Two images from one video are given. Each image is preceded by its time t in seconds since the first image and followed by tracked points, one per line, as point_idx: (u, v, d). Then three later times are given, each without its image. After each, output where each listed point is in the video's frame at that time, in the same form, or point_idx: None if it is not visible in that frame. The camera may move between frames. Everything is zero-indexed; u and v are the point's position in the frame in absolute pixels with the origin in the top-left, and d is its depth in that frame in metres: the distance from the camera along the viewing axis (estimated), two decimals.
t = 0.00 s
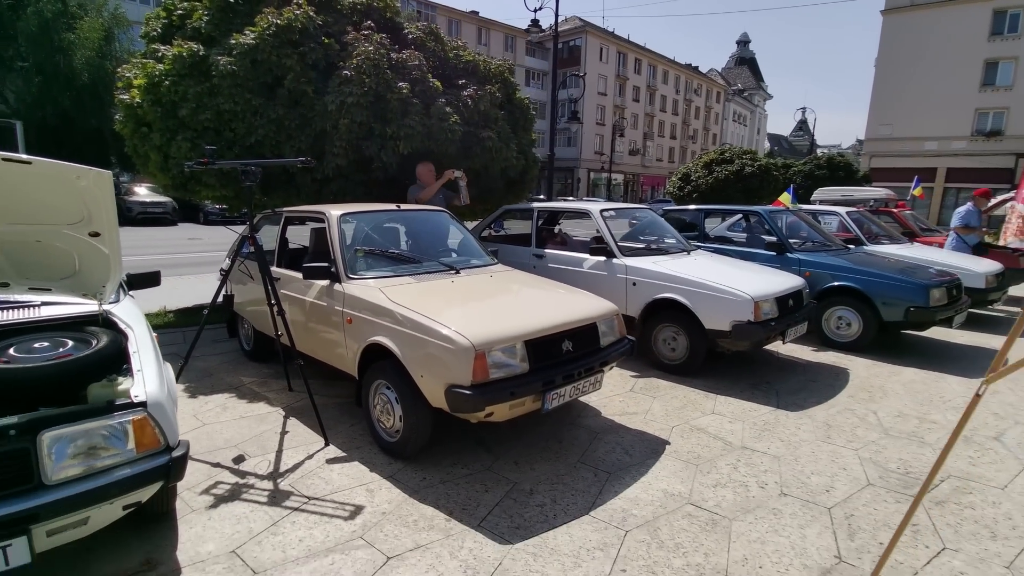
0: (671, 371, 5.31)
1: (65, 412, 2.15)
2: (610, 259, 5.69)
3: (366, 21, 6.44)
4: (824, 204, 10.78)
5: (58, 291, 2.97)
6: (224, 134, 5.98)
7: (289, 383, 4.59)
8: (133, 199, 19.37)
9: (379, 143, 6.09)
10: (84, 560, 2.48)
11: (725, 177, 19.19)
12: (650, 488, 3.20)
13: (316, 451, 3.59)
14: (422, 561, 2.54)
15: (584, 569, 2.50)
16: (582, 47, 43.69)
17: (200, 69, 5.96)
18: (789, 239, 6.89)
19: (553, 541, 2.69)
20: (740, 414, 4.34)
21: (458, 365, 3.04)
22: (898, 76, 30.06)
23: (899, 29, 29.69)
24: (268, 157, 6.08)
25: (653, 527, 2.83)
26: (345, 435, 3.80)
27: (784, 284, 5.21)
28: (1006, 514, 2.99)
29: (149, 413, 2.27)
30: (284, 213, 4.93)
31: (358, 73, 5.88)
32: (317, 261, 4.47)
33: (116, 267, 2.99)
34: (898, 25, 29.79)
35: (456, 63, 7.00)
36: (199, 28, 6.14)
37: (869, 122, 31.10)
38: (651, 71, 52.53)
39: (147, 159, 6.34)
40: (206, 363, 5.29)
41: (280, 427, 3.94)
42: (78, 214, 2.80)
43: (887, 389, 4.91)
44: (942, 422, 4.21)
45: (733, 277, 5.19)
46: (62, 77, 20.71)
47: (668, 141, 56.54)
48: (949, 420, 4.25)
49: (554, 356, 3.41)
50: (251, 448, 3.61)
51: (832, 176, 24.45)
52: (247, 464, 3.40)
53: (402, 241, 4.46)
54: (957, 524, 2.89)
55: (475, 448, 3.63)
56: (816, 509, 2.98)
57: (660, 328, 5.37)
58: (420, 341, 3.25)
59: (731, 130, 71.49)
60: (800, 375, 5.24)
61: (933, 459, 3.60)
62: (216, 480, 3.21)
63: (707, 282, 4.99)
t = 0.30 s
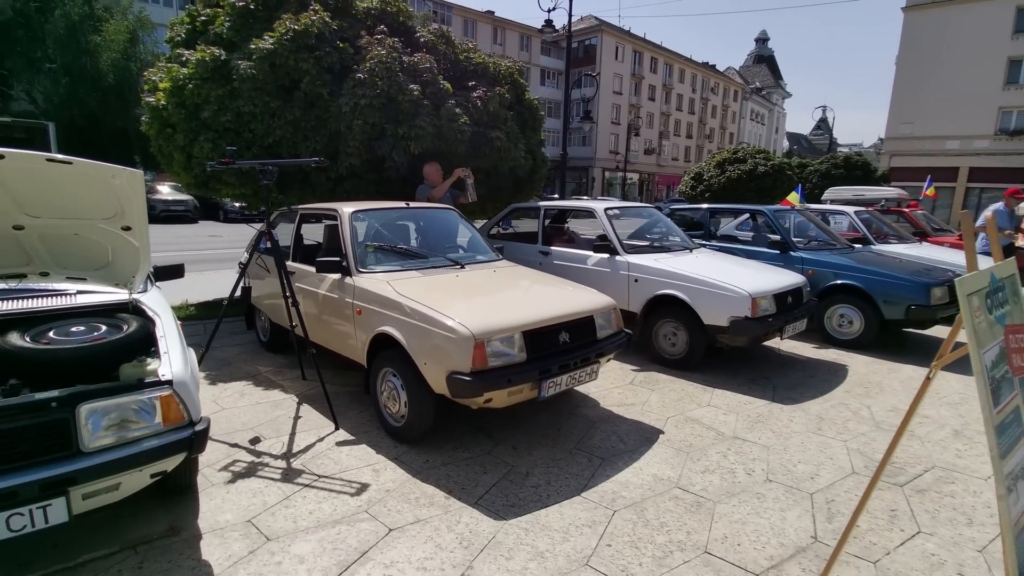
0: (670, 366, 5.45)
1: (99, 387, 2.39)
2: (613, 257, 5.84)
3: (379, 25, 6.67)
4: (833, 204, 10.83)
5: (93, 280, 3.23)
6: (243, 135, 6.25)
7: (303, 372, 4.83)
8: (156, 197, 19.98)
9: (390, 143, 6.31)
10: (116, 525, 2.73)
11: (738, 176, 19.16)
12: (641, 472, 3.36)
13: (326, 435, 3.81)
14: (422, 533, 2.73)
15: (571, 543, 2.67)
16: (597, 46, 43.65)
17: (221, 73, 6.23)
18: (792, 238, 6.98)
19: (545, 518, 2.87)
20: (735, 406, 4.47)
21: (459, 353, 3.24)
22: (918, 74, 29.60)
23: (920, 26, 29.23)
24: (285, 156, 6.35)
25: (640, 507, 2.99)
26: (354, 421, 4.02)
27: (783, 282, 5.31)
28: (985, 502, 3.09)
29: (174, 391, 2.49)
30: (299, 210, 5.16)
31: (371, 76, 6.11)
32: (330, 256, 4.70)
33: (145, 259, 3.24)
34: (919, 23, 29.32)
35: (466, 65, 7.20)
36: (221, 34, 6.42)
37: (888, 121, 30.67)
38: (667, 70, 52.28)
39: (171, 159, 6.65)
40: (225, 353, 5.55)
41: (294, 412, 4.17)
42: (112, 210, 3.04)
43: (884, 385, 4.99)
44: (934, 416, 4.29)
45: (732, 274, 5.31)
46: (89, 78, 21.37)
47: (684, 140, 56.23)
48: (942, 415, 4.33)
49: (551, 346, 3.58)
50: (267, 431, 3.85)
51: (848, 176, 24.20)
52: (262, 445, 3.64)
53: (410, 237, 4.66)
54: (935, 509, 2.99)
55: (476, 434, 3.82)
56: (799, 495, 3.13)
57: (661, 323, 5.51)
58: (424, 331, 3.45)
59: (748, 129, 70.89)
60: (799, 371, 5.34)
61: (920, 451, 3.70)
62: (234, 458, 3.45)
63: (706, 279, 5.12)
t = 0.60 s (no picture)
0: (662, 360, 5.53)
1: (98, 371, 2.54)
2: (607, 252, 5.92)
3: (379, 25, 6.79)
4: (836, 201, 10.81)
5: (96, 272, 3.39)
6: (247, 133, 6.40)
7: (301, 363, 4.98)
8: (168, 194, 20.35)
9: (390, 141, 6.44)
10: (116, 505, 2.89)
11: (744, 173, 19.11)
12: (622, 461, 3.46)
13: (320, 423, 3.95)
14: (404, 515, 2.86)
15: (546, 526, 2.78)
16: (607, 43, 43.49)
17: (225, 72, 6.38)
18: (789, 234, 7.02)
19: (523, 502, 2.98)
20: (721, 399, 4.55)
21: (444, 344, 3.36)
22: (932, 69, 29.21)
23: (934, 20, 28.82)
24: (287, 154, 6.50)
25: (617, 494, 3.09)
26: (347, 410, 4.16)
27: (774, 278, 5.37)
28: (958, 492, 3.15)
29: (169, 376, 2.64)
30: (298, 206, 5.31)
31: (371, 76, 6.24)
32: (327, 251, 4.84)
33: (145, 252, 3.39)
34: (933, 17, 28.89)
35: (466, 64, 7.30)
36: (226, 34, 6.57)
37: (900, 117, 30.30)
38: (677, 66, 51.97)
39: (178, 156, 6.83)
40: (228, 345, 5.73)
41: (290, 401, 4.33)
42: (113, 205, 3.20)
43: (872, 380, 5.04)
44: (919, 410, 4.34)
45: (723, 269, 5.38)
46: (103, 77, 21.75)
47: (693, 137, 55.91)
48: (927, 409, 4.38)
49: (535, 338, 3.69)
50: (263, 419, 4.00)
51: (859, 172, 23.98)
52: (258, 432, 3.79)
53: (404, 233, 4.79)
54: (907, 498, 3.06)
55: (463, 424, 3.95)
56: (773, 483, 3.22)
57: (652, 318, 5.60)
58: (412, 323, 3.58)
59: (759, 125, 70.32)
60: (789, 366, 5.40)
61: (899, 444, 3.75)
62: (230, 444, 3.60)
63: (696, 274, 5.19)
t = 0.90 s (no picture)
0: (640, 354, 5.60)
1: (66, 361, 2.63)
2: (587, 248, 5.99)
3: (365, 25, 6.86)
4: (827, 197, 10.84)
5: (70, 266, 3.49)
6: (234, 131, 6.49)
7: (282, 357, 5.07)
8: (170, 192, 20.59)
9: (375, 138, 6.51)
10: (88, 491, 2.99)
11: (740, 170, 19.14)
12: (585, 451, 3.53)
13: (295, 414, 4.04)
14: (365, 501, 2.94)
15: (501, 512, 2.86)
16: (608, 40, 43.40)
17: (213, 71, 6.47)
18: (772, 230, 7.07)
19: (482, 490, 3.07)
20: (693, 392, 4.61)
21: (410, 335, 3.44)
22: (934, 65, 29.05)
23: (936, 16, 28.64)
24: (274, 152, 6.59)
25: (575, 482, 3.16)
26: (323, 402, 4.25)
27: (751, 273, 5.42)
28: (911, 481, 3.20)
29: (134, 366, 2.72)
30: (281, 203, 5.40)
31: (355, 74, 6.30)
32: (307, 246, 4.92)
33: (117, 247, 3.49)
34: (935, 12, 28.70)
35: (452, 62, 7.37)
36: (214, 34, 6.66)
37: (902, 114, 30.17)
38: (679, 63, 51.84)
39: (168, 154, 6.93)
40: (214, 339, 5.83)
41: (269, 394, 4.42)
42: (83, 201, 3.29)
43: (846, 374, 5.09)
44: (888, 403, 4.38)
45: (700, 264, 5.43)
46: (105, 76, 21.94)
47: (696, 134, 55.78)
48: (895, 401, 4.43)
49: (503, 331, 3.77)
50: (240, 410, 4.09)
51: (858, 169, 23.91)
52: (233, 423, 3.88)
53: (382, 229, 4.87)
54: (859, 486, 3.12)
55: (435, 416, 4.03)
56: (730, 472, 3.28)
57: (631, 313, 5.66)
58: (381, 315, 3.66)
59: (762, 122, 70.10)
60: (765, 360, 5.46)
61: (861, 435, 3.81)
62: (205, 434, 3.69)
63: (672, 269, 5.25)
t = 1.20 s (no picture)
0: (620, 348, 5.64)
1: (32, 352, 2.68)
2: (569, 243, 6.03)
3: (350, 21, 6.88)
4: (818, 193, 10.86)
5: (44, 260, 3.55)
6: (220, 127, 6.53)
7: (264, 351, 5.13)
8: (168, 189, 20.72)
9: (360, 134, 6.55)
10: (60, 480, 3.05)
11: (736, 166, 19.17)
12: (553, 442, 3.58)
13: (271, 406, 4.09)
14: (330, 491, 2.99)
15: (463, 501, 2.91)
16: (608, 36, 43.24)
17: (198, 68, 6.50)
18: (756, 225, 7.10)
19: (447, 480, 3.12)
20: (669, 386, 4.65)
21: (379, 328, 3.49)
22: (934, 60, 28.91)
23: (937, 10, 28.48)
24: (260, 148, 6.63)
25: (540, 472, 3.20)
26: (300, 395, 4.30)
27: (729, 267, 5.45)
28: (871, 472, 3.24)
29: (100, 358, 2.77)
30: (263, 198, 5.44)
31: (339, 70, 6.32)
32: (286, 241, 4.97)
33: (89, 241, 3.54)
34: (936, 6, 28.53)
35: (438, 58, 7.39)
36: (199, 30, 6.68)
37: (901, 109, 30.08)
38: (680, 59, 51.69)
39: (155, 150, 6.97)
40: (199, 334, 5.89)
41: (248, 387, 4.47)
42: (53, 196, 3.34)
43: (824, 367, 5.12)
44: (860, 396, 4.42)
45: (679, 258, 5.46)
46: (103, 74, 22.01)
47: (696, 131, 55.68)
48: (868, 394, 4.47)
49: (473, 324, 3.81)
50: (218, 403, 4.15)
51: (856, 165, 23.88)
52: (209, 415, 3.94)
53: (361, 224, 4.92)
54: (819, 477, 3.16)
55: (410, 408, 4.08)
56: (694, 463, 3.32)
57: (611, 307, 5.70)
58: (353, 309, 3.71)
59: (763, 119, 69.95)
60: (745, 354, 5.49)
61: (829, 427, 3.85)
62: (180, 426, 3.75)
63: (650, 263, 5.28)
